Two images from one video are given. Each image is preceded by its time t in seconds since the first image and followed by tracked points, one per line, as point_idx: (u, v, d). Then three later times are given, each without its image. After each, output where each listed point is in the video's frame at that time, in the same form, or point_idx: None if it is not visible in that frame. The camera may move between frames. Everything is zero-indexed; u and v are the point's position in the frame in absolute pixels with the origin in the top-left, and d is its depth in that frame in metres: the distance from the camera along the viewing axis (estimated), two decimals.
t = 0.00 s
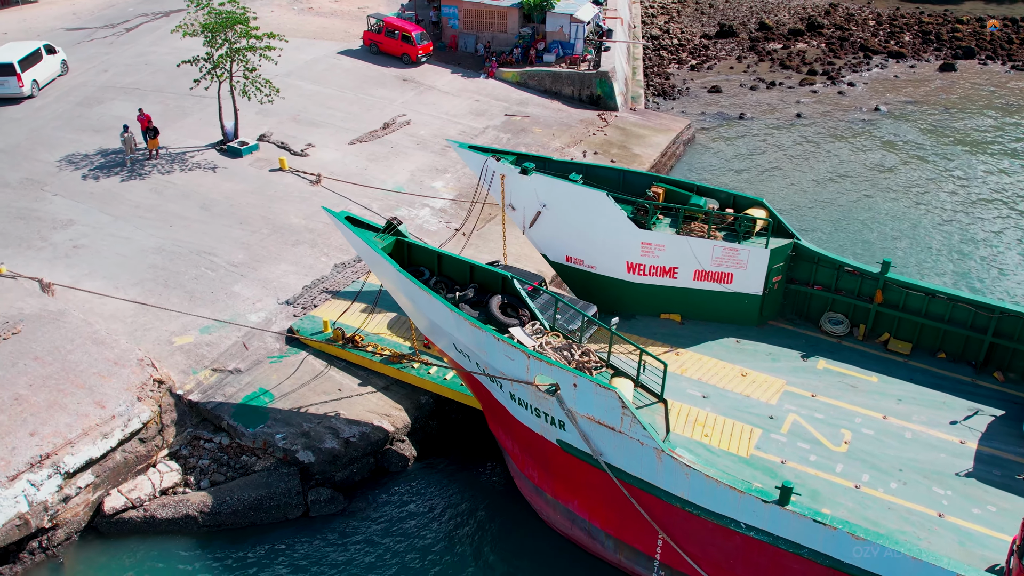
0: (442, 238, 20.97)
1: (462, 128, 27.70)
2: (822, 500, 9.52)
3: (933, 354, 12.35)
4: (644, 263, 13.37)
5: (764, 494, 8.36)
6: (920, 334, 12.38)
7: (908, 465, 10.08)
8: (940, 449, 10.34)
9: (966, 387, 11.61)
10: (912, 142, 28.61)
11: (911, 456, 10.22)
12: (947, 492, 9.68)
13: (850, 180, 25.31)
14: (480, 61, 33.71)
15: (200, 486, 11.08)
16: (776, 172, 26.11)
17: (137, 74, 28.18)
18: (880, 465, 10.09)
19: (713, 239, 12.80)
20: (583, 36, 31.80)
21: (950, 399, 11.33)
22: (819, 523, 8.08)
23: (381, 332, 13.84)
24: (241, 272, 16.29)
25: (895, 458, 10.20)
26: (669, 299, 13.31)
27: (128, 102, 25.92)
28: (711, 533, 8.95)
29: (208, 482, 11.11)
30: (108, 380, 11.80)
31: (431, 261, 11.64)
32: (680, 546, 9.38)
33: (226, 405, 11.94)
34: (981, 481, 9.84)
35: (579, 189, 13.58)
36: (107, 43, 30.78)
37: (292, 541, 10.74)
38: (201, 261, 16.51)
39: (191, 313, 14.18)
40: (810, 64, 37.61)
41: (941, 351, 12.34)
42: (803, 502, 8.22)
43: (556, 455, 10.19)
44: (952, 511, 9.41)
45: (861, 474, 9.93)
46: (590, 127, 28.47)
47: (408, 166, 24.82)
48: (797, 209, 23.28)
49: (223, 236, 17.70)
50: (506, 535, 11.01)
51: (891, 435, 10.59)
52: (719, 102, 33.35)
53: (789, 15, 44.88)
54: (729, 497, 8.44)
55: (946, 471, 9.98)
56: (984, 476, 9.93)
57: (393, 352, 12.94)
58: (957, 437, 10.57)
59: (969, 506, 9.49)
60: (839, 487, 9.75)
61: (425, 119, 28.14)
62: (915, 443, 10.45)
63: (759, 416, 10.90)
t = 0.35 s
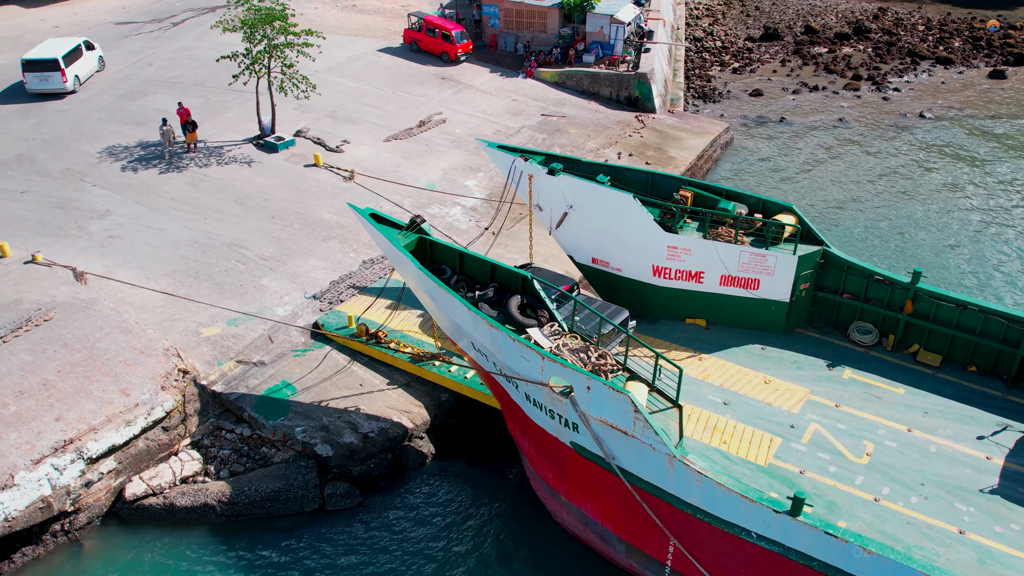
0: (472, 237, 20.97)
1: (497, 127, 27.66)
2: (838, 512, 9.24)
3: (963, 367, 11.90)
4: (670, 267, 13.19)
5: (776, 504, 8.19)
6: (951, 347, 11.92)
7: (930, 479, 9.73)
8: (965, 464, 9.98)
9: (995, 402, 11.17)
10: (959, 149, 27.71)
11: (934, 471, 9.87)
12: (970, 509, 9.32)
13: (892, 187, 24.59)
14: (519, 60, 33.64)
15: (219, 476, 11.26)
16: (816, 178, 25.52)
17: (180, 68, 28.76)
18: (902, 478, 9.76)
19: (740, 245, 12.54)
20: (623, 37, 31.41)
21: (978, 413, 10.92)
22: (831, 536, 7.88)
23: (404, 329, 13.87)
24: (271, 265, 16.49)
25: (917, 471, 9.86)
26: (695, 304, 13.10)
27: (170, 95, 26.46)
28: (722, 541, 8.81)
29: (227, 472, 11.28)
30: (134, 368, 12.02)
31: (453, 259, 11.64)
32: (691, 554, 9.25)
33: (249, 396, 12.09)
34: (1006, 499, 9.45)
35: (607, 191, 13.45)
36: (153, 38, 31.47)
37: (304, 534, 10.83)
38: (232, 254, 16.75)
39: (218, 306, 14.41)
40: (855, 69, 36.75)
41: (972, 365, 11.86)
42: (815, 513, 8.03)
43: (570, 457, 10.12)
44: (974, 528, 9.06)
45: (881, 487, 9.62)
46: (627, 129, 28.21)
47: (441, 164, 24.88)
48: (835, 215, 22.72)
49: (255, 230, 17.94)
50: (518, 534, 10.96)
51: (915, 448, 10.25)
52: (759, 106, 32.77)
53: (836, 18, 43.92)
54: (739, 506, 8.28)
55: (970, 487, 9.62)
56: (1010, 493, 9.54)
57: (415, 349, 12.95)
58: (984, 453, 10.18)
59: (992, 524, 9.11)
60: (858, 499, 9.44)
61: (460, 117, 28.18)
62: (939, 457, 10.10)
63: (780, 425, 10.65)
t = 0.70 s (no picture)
0: (502, 236, 20.94)
1: (532, 127, 27.59)
2: (855, 524, 8.99)
3: (995, 381, 11.48)
4: (697, 271, 12.99)
5: (789, 514, 8.01)
6: (984, 361, 11.49)
7: (953, 494, 9.42)
8: (991, 481, 9.62)
9: None
10: (1008, 159, 26.80)
11: (958, 486, 9.54)
12: (994, 528, 8.97)
13: (934, 196, 23.87)
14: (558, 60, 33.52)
15: (239, 467, 11.44)
16: (855, 184, 24.91)
17: (223, 62, 29.29)
18: (924, 492, 9.45)
19: (768, 250, 12.29)
20: (663, 38, 31.01)
21: (1008, 428, 10.51)
22: (843, 549, 7.69)
23: (428, 326, 13.90)
24: (301, 260, 16.68)
25: (940, 486, 9.54)
26: (721, 308, 12.88)
27: (210, 89, 26.94)
28: (735, 550, 8.64)
29: (247, 463, 11.45)
30: (159, 358, 12.25)
31: (475, 258, 11.65)
32: (703, 562, 9.10)
33: (271, 389, 12.25)
34: None
35: (635, 193, 13.29)
36: (198, 32, 32.08)
37: (319, 525, 10.93)
38: (263, 248, 16.99)
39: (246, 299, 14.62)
40: (902, 75, 35.81)
41: (1006, 380, 11.41)
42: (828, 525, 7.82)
43: (585, 459, 10.05)
44: (997, 546, 8.73)
45: (902, 501, 9.33)
46: (663, 131, 27.90)
47: (474, 163, 24.90)
48: (874, 222, 22.14)
49: (286, 225, 18.16)
50: (531, 535, 10.90)
51: (940, 462, 9.91)
52: (801, 110, 32.12)
53: (884, 22, 42.87)
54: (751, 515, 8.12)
55: (995, 504, 9.27)
56: None
57: (437, 347, 12.96)
58: (1013, 470, 9.80)
59: (1016, 543, 8.77)
60: (877, 512, 9.17)
61: (496, 117, 28.17)
62: (965, 472, 9.76)
63: (802, 434, 10.40)
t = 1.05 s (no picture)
0: (532, 236, 20.87)
1: (567, 127, 27.46)
2: (874, 538, 8.76)
3: None
4: (724, 277, 12.78)
5: (803, 525, 7.84)
6: (1018, 376, 11.05)
7: (978, 511, 9.11)
8: (1018, 498, 9.29)
9: None
10: None
11: (983, 503, 9.23)
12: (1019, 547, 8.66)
13: (977, 206, 23.13)
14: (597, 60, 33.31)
15: (260, 458, 11.60)
16: (897, 191, 24.26)
17: (264, 58, 29.74)
18: (948, 507, 9.17)
19: (797, 257, 12.04)
20: (703, 40, 30.55)
21: None
22: (857, 562, 7.49)
23: (452, 324, 13.91)
24: (330, 255, 16.83)
25: (964, 502, 9.25)
26: (748, 315, 12.66)
27: (250, 85, 27.38)
28: (748, 560, 8.49)
29: (268, 455, 11.60)
30: (186, 348, 12.48)
31: (498, 258, 11.65)
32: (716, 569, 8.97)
33: (294, 382, 12.41)
34: None
35: (663, 196, 13.12)
36: (241, 28, 32.63)
37: (334, 518, 11.03)
38: (294, 242, 17.19)
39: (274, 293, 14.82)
40: (949, 81, 34.82)
41: None
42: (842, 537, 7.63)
43: (601, 462, 9.98)
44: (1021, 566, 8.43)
45: (924, 515, 9.06)
46: (700, 134, 27.54)
47: (508, 162, 24.88)
48: (914, 231, 21.55)
49: (317, 220, 18.34)
50: (545, 536, 10.85)
51: (966, 477, 9.60)
52: (844, 115, 31.41)
53: (933, 27, 41.75)
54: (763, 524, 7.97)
55: (1021, 523, 8.95)
56: None
57: (459, 345, 12.97)
58: None
59: None
60: (897, 526, 8.93)
61: (531, 116, 28.10)
62: (991, 489, 9.43)
63: (824, 444, 10.17)
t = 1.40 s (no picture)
0: (563, 237, 20.78)
1: (603, 128, 27.30)
2: (893, 552, 8.53)
3: None
4: (752, 282, 12.57)
5: (817, 537, 7.66)
6: None
7: (1004, 528, 8.81)
8: None
9: None
10: None
11: (1010, 521, 8.92)
12: None
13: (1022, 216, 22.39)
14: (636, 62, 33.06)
15: (282, 451, 11.76)
16: (939, 199, 23.59)
17: (304, 54, 30.15)
18: (972, 524, 8.88)
19: (827, 264, 11.77)
20: (745, 43, 29.98)
21: None
22: None
23: (477, 323, 13.92)
24: (360, 251, 16.97)
25: (990, 519, 8.95)
26: (777, 321, 12.43)
27: (290, 80, 27.78)
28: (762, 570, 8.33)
29: (289, 448, 11.76)
30: (213, 340, 12.69)
31: (522, 257, 11.64)
32: None
33: (318, 377, 12.55)
34: None
35: (692, 199, 12.94)
36: (285, 24, 33.11)
37: (351, 512, 11.13)
38: (325, 237, 17.39)
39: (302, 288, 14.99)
40: (1000, 88, 33.77)
41: None
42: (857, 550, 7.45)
43: (618, 466, 9.90)
44: None
45: (947, 531, 8.80)
46: (738, 137, 27.15)
47: (541, 162, 24.82)
48: (955, 240, 20.94)
49: (349, 216, 18.52)
50: (560, 537, 10.80)
51: (993, 494, 9.29)
52: (887, 120, 30.68)
53: (984, 33, 40.56)
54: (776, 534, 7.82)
55: None
56: None
57: (483, 344, 12.97)
58: None
59: None
60: (919, 541, 8.68)
61: (567, 117, 28.00)
62: (1019, 506, 9.12)
63: (847, 454, 9.93)
